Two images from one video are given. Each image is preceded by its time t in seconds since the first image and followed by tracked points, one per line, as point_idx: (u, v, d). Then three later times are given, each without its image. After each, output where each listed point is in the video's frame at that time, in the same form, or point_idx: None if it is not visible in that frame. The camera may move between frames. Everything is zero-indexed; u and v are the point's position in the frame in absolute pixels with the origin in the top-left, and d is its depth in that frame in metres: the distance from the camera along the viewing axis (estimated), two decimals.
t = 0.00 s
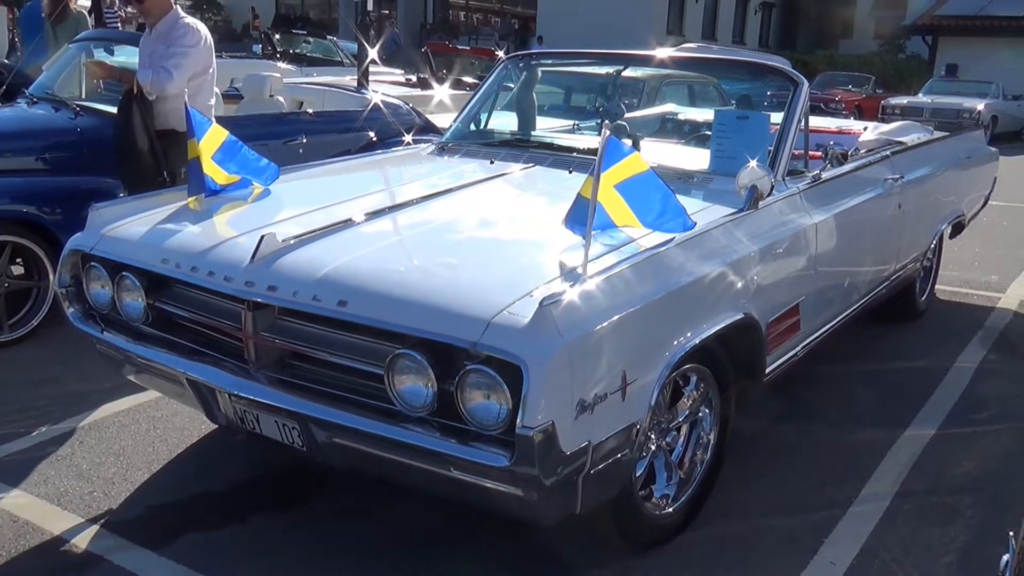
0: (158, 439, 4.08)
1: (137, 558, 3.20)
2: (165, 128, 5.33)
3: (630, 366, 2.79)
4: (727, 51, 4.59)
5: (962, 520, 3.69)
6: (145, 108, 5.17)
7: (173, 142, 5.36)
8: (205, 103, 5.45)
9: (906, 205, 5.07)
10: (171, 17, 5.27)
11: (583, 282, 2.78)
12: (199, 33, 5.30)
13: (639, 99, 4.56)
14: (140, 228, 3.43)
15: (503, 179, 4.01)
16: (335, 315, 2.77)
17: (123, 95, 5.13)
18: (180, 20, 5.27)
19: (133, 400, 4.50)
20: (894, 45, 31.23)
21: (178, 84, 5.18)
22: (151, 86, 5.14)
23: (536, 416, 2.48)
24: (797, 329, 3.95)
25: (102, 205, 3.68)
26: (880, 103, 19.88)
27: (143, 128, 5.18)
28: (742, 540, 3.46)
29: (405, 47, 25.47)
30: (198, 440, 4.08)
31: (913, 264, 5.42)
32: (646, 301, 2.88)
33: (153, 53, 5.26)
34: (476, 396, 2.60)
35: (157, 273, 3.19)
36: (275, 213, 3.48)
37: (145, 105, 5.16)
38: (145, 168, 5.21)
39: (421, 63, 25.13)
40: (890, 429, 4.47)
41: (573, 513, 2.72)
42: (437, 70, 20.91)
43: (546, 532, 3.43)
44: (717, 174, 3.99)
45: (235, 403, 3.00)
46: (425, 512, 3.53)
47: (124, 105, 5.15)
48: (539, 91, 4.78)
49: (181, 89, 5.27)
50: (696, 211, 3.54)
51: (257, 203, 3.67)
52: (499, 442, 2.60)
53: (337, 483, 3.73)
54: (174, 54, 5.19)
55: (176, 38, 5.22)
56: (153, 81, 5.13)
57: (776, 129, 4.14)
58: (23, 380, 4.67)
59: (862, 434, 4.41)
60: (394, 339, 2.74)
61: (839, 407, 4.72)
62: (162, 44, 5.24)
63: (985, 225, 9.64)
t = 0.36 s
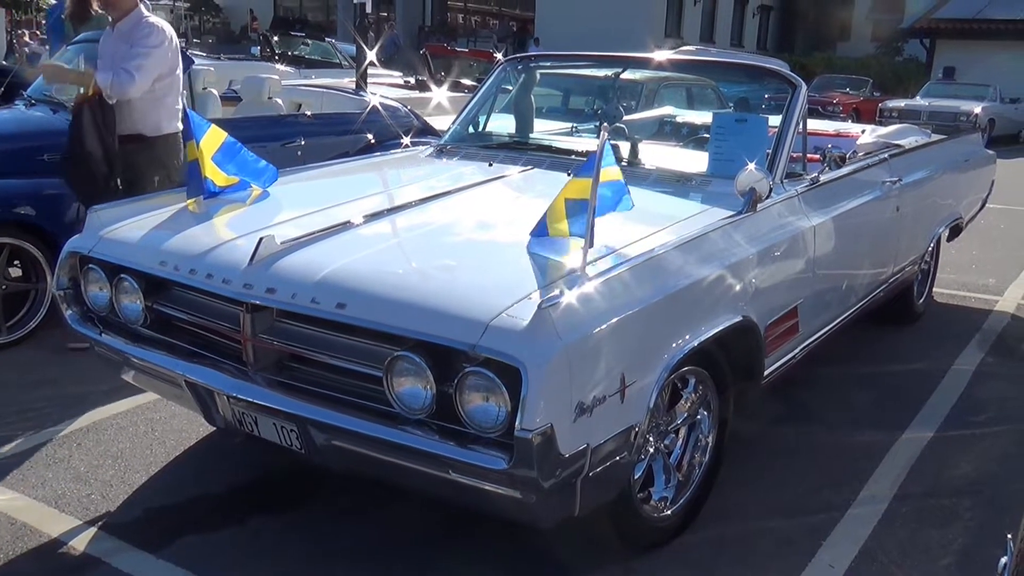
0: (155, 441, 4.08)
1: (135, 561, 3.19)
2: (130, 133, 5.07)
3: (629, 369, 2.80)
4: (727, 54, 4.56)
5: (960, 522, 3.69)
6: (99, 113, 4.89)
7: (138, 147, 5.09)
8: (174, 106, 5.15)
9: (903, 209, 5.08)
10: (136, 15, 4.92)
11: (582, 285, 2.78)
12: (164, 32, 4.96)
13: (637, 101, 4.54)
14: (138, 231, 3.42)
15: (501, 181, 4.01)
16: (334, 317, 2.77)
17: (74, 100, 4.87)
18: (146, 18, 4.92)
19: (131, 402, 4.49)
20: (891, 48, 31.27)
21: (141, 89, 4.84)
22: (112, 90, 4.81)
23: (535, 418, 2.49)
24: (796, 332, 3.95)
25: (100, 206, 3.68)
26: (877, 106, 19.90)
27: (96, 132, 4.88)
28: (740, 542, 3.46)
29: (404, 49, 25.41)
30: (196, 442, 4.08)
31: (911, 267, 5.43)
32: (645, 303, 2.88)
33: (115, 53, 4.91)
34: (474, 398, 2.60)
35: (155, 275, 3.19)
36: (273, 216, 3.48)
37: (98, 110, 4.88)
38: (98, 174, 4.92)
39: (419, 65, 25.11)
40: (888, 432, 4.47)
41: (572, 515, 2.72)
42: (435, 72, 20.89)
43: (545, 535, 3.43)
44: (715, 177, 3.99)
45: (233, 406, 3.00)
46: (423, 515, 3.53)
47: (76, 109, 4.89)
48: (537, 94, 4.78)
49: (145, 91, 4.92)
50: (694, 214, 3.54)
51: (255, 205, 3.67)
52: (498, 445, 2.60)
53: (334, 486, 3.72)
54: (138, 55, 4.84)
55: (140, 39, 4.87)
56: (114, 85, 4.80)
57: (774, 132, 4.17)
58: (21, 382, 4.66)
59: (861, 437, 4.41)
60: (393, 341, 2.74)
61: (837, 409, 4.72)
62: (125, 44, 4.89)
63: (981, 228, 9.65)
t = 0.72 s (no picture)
0: (153, 442, 4.08)
1: (133, 561, 3.19)
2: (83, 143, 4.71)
3: (628, 371, 2.80)
4: (725, 57, 4.57)
5: (958, 525, 3.69)
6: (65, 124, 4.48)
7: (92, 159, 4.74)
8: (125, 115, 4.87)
9: (902, 212, 5.08)
10: (82, 19, 4.62)
11: (580, 287, 2.78)
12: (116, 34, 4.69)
13: (636, 104, 4.53)
14: (137, 231, 3.43)
15: (500, 183, 4.01)
16: (333, 318, 2.77)
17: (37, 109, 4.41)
18: (94, 22, 4.63)
19: (130, 402, 4.50)
20: (890, 51, 31.30)
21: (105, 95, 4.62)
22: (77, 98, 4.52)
23: (533, 420, 2.49)
24: (794, 334, 3.95)
25: (100, 207, 3.68)
26: (876, 109, 19.92)
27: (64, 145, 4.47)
28: (738, 544, 3.46)
29: (403, 50, 25.40)
30: (194, 443, 4.08)
31: (910, 270, 5.43)
32: (643, 305, 2.89)
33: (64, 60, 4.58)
34: (474, 400, 2.60)
35: (154, 276, 3.19)
36: (272, 217, 3.48)
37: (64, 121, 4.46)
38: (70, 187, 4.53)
39: (418, 67, 25.08)
40: (887, 434, 4.48)
41: (570, 516, 2.72)
42: (434, 73, 20.86)
43: (543, 536, 3.43)
44: (713, 179, 4.01)
45: (232, 406, 3.00)
46: (422, 516, 3.53)
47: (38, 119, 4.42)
48: (536, 96, 4.78)
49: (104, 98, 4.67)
50: (693, 216, 3.55)
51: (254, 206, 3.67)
52: (497, 446, 2.60)
53: (333, 487, 3.73)
54: (97, 61, 4.57)
55: (96, 43, 4.58)
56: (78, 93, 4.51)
57: (773, 135, 4.17)
58: (21, 382, 4.66)
59: (860, 439, 4.41)
60: (392, 342, 2.75)
61: (837, 412, 4.72)
62: (76, 50, 4.58)
63: (979, 231, 9.67)
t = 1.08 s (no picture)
0: (153, 443, 4.08)
1: (133, 562, 3.20)
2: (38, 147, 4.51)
3: (627, 373, 2.80)
4: (724, 59, 4.59)
5: (957, 527, 3.70)
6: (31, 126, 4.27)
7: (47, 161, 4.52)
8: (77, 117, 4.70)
9: (901, 214, 5.09)
10: (34, 16, 4.47)
11: (580, 289, 2.78)
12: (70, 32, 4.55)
13: (635, 105, 4.56)
14: (137, 232, 3.43)
15: (500, 185, 4.02)
16: (333, 320, 2.78)
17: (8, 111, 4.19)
18: (45, 19, 4.48)
19: (130, 403, 4.50)
20: (890, 53, 31.33)
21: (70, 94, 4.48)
22: (43, 98, 4.37)
23: (533, 422, 2.49)
24: (793, 336, 3.96)
25: (100, 208, 3.68)
26: (875, 111, 19.94)
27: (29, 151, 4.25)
28: (737, 546, 3.46)
29: (403, 52, 25.44)
30: (194, 444, 4.08)
31: (909, 272, 5.44)
32: (643, 307, 2.89)
33: (21, 60, 4.42)
34: (473, 401, 2.60)
35: (155, 277, 3.19)
36: (271, 218, 3.48)
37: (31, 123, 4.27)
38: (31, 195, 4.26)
39: (417, 68, 25.08)
40: (886, 436, 4.48)
41: (570, 518, 2.72)
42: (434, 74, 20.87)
43: (543, 538, 3.43)
44: (713, 181, 4.02)
45: (232, 407, 3.00)
46: (422, 517, 3.54)
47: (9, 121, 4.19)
48: (536, 98, 4.78)
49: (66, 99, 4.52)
50: (692, 218, 3.56)
51: (254, 207, 3.67)
52: (496, 448, 2.60)
53: (332, 488, 3.73)
54: (59, 60, 4.43)
55: (55, 41, 4.43)
56: (45, 93, 4.36)
57: (773, 137, 4.16)
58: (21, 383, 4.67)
59: (859, 441, 4.42)
60: (392, 343, 2.75)
61: (836, 414, 4.73)
62: (33, 50, 4.42)
63: (978, 234, 9.68)
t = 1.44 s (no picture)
0: (153, 444, 4.08)
1: (133, 563, 3.20)
2: None
3: (628, 374, 2.81)
4: (723, 60, 4.60)
5: (957, 528, 3.70)
6: None
7: None
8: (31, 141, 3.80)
9: (901, 216, 5.09)
10: None
11: (580, 290, 2.79)
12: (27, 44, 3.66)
13: (635, 107, 4.55)
14: (137, 234, 3.43)
15: (500, 186, 4.02)
16: (334, 321, 2.78)
17: None
18: None
19: (131, 404, 4.50)
20: (889, 54, 31.34)
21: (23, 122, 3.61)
22: None
23: (534, 422, 2.49)
24: (794, 337, 3.96)
25: (101, 210, 3.68)
26: (875, 112, 19.94)
27: None
28: (738, 547, 3.46)
29: (403, 54, 25.47)
30: (194, 446, 4.08)
31: (909, 273, 5.44)
32: (643, 308, 2.89)
33: None
34: (474, 402, 2.61)
35: (156, 278, 3.19)
36: (272, 219, 3.49)
37: None
38: None
39: (417, 69, 25.07)
40: (886, 438, 4.49)
41: (571, 519, 2.73)
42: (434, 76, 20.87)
43: (543, 539, 3.43)
44: (714, 182, 4.02)
45: (233, 408, 3.01)
46: (422, 518, 3.54)
47: None
48: (535, 99, 4.77)
49: None
50: (692, 220, 3.56)
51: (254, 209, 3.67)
52: (497, 449, 2.61)
53: (333, 490, 3.73)
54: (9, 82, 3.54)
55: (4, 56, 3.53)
56: None
57: (772, 138, 4.17)
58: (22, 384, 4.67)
59: (860, 443, 4.42)
60: (393, 345, 2.75)
61: (837, 415, 4.72)
62: None
63: (978, 235, 9.68)
